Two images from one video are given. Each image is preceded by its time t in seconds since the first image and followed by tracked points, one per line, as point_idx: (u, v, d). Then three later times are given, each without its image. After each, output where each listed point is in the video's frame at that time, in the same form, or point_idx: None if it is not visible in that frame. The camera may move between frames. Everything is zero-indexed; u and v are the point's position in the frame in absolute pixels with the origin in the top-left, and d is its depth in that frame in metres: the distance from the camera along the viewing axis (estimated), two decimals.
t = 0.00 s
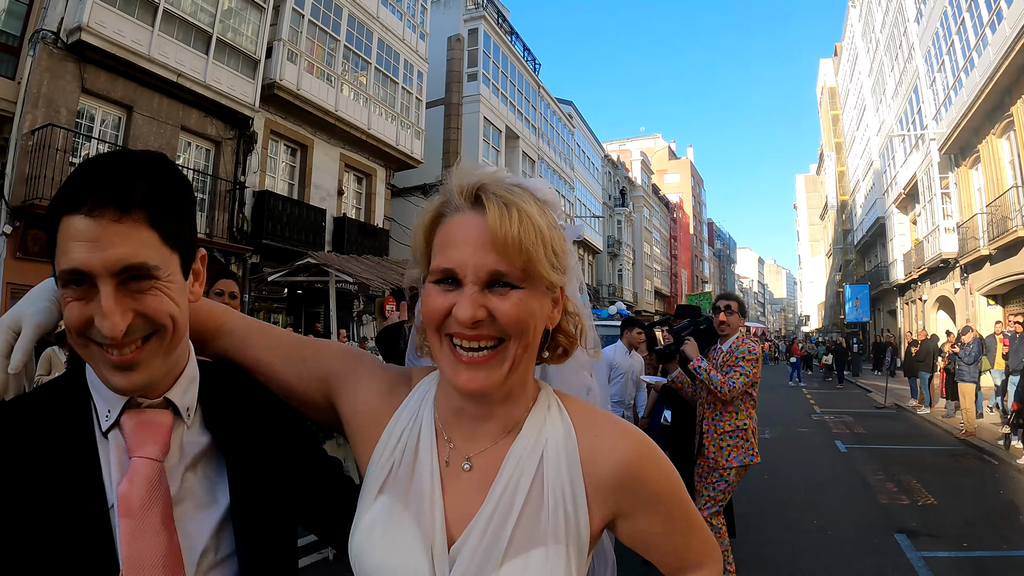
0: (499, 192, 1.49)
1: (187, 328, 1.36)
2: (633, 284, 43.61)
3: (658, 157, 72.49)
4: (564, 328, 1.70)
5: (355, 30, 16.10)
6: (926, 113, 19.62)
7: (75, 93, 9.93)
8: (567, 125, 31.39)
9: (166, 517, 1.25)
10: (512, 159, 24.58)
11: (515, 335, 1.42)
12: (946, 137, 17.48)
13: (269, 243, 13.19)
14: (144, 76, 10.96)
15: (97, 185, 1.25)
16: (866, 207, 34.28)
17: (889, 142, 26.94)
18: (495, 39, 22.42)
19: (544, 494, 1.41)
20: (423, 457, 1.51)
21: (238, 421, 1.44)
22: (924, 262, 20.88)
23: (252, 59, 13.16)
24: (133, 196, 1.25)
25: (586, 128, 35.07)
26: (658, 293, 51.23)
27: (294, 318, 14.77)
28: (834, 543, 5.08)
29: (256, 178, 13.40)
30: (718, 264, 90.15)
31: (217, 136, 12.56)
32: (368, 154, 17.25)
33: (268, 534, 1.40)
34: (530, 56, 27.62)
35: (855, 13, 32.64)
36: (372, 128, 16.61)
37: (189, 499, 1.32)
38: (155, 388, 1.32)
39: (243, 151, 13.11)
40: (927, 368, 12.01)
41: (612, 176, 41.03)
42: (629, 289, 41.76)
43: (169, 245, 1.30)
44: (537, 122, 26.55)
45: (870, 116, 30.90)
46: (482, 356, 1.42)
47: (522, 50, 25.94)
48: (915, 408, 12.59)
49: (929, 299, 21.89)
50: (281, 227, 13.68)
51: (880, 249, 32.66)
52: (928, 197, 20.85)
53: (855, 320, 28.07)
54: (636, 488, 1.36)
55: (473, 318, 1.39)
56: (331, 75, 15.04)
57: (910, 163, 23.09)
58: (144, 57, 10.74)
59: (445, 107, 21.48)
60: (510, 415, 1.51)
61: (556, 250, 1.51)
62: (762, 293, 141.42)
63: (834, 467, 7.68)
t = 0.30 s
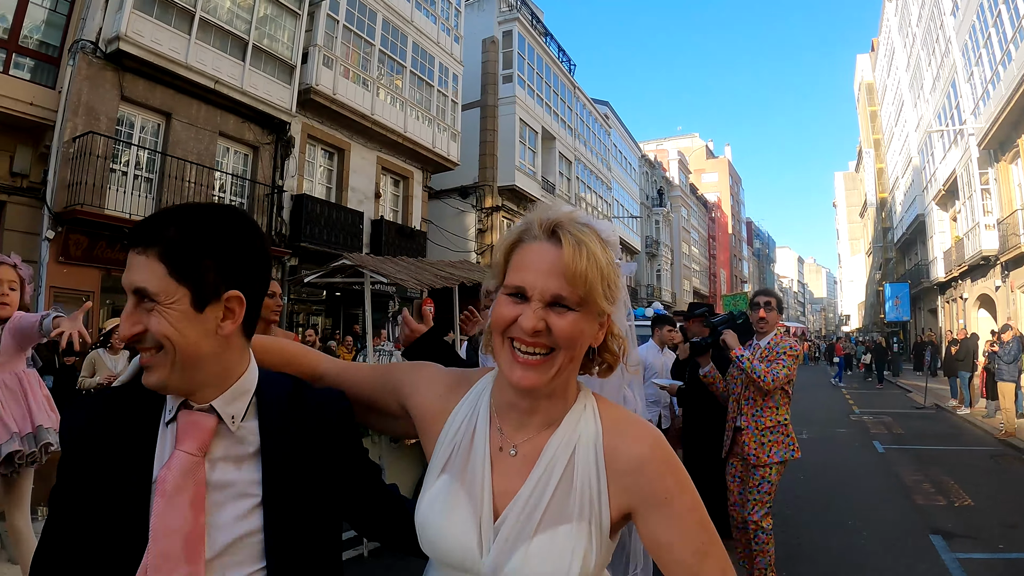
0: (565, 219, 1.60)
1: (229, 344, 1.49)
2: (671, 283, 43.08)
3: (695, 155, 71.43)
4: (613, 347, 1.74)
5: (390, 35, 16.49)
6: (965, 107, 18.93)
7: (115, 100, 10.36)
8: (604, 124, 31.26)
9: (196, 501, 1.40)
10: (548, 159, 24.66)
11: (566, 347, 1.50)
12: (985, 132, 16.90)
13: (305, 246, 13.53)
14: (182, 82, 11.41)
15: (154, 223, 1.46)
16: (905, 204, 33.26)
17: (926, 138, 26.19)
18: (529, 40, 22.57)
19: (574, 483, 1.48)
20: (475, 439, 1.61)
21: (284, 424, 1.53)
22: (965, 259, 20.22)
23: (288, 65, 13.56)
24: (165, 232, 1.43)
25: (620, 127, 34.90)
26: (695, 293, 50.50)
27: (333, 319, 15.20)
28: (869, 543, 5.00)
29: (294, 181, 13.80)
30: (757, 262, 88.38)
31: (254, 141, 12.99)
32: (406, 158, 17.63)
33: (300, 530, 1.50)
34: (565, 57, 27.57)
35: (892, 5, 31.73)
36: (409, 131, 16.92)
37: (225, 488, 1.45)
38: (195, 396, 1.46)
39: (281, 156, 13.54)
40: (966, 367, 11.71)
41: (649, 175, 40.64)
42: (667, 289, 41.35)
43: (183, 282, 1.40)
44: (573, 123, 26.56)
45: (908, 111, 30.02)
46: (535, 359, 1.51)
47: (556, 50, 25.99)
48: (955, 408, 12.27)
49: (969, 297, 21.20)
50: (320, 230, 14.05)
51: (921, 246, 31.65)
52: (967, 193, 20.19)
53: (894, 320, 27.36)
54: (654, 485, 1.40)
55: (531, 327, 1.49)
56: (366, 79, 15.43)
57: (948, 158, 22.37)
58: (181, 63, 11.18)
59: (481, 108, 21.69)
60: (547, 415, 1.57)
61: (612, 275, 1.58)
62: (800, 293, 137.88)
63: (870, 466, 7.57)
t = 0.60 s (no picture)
0: (503, 208, 1.61)
1: (211, 326, 1.57)
2: (692, 284, 42.63)
3: (716, 154, 70.61)
4: (568, 333, 1.70)
5: (408, 37, 16.60)
6: (985, 104, 18.51)
7: (134, 104, 10.52)
8: (623, 124, 31.11)
9: (178, 462, 1.48)
10: (567, 159, 24.57)
11: (498, 320, 1.48)
12: (1006, 129, 16.52)
13: (325, 247, 13.64)
14: (200, 86, 11.54)
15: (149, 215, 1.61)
16: (926, 203, 32.62)
17: (947, 136, 25.67)
18: (547, 41, 22.54)
19: (545, 449, 1.46)
20: (442, 421, 1.59)
21: (269, 394, 1.58)
22: (986, 258, 19.80)
23: (306, 69, 13.65)
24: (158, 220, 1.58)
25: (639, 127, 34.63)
26: (717, 293, 49.91)
27: (353, 322, 15.25)
28: (884, 543, 4.90)
29: (313, 184, 13.90)
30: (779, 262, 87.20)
31: (272, 143, 13.12)
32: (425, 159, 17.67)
33: (273, 491, 1.53)
34: (584, 56, 27.42)
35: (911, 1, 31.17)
36: (427, 133, 16.98)
37: (205, 453, 1.52)
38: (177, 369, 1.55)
39: (299, 158, 13.64)
40: (987, 367, 11.48)
41: (670, 175, 40.28)
42: (688, 290, 40.93)
43: (168, 266, 1.51)
44: (592, 123, 26.45)
45: (929, 108, 29.49)
46: (475, 334, 1.49)
47: (574, 50, 25.92)
48: (977, 408, 12.01)
49: (992, 296, 20.71)
50: (339, 231, 14.13)
51: (943, 245, 31.00)
52: (988, 191, 19.75)
53: (916, 319, 26.84)
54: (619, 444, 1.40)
55: (468, 303, 1.49)
56: (384, 82, 15.55)
57: (969, 155, 21.88)
58: (200, 68, 11.30)
59: (499, 109, 21.52)
60: (513, 392, 1.57)
61: (549, 255, 1.56)
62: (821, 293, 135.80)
63: (888, 467, 7.44)
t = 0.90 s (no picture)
0: (489, 203, 1.63)
1: (230, 325, 1.59)
2: (704, 284, 42.38)
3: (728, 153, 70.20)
4: (580, 316, 1.62)
5: (419, 39, 16.65)
6: (998, 101, 18.25)
7: (146, 106, 10.62)
8: (634, 124, 30.98)
9: (191, 456, 1.48)
10: (578, 160, 24.54)
11: (491, 308, 1.47)
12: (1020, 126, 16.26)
13: (337, 247, 13.70)
14: (212, 88, 11.63)
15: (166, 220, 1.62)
16: (940, 202, 32.19)
17: (960, 134, 25.34)
18: (558, 41, 22.49)
19: (548, 448, 1.40)
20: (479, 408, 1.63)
21: (278, 390, 1.56)
22: (1000, 257, 19.51)
23: (318, 70, 13.73)
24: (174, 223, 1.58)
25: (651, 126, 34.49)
26: (730, 293, 49.59)
27: (365, 322, 15.32)
28: (895, 543, 4.83)
29: (324, 184, 13.99)
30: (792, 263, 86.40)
31: (284, 144, 13.21)
32: (436, 160, 17.71)
33: (283, 491, 1.51)
34: (595, 56, 27.35)
35: None
36: (438, 134, 17.01)
37: (215, 449, 1.51)
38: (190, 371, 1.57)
39: (311, 159, 13.72)
40: (1002, 367, 11.32)
41: (681, 175, 40.05)
42: (701, 289, 40.69)
43: (193, 271, 1.53)
44: (603, 123, 26.38)
45: (942, 107, 29.12)
46: (474, 325, 1.49)
47: (585, 50, 25.86)
48: (991, 409, 11.84)
49: (1005, 295, 20.41)
50: (351, 232, 14.20)
51: (956, 244, 30.57)
52: (1002, 189, 19.45)
53: (929, 319, 26.49)
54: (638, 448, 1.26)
55: (462, 295, 1.50)
56: (395, 83, 15.60)
57: (982, 154, 21.56)
58: (212, 69, 11.40)
59: (510, 110, 21.56)
60: (523, 386, 1.53)
61: (537, 236, 1.54)
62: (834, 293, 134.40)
63: (900, 467, 7.36)
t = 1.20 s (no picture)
0: (524, 205, 1.58)
1: (245, 337, 1.59)
2: (716, 284, 42.15)
3: (742, 153, 69.71)
4: (621, 329, 1.55)
5: (429, 39, 16.67)
6: (1010, 99, 17.99)
7: (157, 107, 10.70)
8: (645, 123, 30.85)
9: (205, 481, 1.41)
10: (589, 160, 24.48)
11: (520, 325, 1.46)
12: None
13: (348, 249, 13.75)
14: (222, 90, 11.70)
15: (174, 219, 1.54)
16: (952, 201, 31.79)
17: (972, 132, 24.97)
18: (569, 41, 22.41)
19: (554, 467, 1.38)
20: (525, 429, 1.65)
21: (281, 405, 1.52)
22: (1013, 256, 19.22)
23: (329, 71, 13.77)
24: (181, 223, 1.52)
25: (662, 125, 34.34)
26: (742, 293, 49.27)
27: (377, 322, 15.38)
28: (908, 545, 4.73)
29: (336, 185, 14.04)
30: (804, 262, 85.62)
31: (295, 145, 13.27)
32: (448, 161, 17.73)
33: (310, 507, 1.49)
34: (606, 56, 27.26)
35: None
36: (450, 134, 17.02)
37: (226, 471, 1.44)
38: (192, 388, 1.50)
39: (322, 160, 13.78)
40: (1016, 367, 11.15)
41: (693, 175, 39.82)
42: (713, 289, 40.44)
43: (224, 275, 1.52)
44: (614, 123, 26.29)
45: (953, 105, 28.77)
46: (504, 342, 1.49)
47: (595, 49, 25.78)
48: (1005, 408, 11.67)
49: (1018, 294, 20.11)
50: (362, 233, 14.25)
51: (969, 243, 30.14)
52: (1015, 188, 19.18)
53: (942, 318, 26.17)
54: (634, 459, 1.15)
55: (491, 309, 1.49)
56: (406, 83, 15.61)
57: (994, 152, 21.26)
58: (222, 71, 11.46)
59: (521, 110, 21.55)
60: (553, 402, 1.51)
61: (571, 246, 1.47)
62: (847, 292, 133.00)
63: (912, 467, 7.26)
